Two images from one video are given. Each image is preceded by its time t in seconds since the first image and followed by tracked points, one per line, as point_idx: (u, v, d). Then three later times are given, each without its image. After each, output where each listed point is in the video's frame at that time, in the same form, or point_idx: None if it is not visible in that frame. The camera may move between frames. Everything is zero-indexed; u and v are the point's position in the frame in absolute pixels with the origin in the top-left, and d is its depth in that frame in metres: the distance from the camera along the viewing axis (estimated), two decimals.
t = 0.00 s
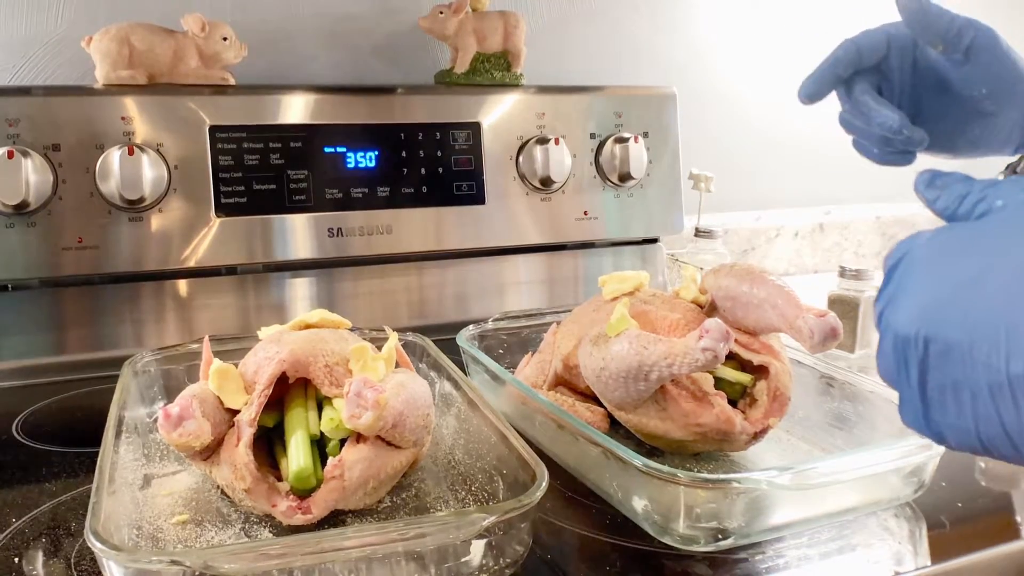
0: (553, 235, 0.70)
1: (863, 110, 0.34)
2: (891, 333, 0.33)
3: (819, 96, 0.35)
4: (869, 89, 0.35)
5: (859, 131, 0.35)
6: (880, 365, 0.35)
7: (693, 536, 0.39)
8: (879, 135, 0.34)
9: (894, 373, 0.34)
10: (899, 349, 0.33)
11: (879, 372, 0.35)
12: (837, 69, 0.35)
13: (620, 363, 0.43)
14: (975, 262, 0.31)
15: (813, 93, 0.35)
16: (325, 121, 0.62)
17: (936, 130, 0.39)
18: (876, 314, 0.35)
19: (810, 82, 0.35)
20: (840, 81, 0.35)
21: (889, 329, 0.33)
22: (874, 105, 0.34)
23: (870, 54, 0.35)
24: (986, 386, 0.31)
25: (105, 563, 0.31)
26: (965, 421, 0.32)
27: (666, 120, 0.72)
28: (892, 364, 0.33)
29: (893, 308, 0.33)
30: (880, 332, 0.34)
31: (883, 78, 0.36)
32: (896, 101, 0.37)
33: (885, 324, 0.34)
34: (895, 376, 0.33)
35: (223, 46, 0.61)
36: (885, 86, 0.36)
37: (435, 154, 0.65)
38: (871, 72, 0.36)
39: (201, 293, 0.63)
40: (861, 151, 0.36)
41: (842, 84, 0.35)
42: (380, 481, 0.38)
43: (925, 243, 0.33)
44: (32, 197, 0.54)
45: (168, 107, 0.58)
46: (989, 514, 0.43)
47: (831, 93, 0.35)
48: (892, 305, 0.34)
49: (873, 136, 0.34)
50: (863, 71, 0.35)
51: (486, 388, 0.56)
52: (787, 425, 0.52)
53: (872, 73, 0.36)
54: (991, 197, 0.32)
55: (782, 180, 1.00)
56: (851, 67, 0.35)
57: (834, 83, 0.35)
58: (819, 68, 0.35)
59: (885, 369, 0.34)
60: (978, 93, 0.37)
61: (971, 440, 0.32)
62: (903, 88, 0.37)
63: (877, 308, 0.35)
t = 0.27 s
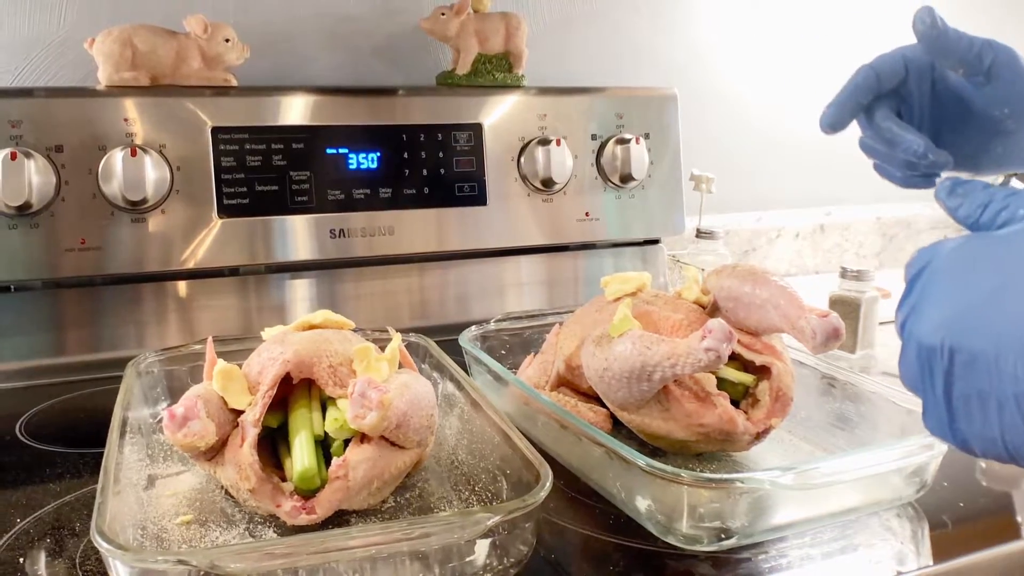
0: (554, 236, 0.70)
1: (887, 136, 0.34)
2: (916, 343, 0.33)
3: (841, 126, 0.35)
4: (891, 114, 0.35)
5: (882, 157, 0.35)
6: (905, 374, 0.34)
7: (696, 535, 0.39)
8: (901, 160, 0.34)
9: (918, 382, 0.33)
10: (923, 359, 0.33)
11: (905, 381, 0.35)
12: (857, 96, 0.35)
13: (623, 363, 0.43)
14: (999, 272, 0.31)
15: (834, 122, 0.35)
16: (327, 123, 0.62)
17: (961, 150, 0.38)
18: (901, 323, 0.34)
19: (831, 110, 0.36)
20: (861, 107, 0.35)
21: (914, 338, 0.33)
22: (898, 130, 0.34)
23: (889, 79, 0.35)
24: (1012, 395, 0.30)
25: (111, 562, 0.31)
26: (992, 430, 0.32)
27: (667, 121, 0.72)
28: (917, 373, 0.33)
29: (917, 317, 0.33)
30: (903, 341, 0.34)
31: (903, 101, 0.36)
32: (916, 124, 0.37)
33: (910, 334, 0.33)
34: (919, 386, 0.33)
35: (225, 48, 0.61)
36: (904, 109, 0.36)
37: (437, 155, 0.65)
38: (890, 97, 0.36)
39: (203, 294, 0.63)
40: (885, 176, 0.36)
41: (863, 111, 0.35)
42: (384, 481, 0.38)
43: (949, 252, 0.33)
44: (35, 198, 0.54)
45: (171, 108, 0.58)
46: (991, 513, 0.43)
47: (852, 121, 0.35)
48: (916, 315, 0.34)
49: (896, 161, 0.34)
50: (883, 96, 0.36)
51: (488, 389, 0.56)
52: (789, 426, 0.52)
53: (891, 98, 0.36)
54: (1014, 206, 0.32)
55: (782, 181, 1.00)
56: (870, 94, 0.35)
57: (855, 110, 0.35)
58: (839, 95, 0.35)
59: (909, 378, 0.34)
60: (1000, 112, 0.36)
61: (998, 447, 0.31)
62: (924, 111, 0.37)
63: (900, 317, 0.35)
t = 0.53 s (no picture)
0: (555, 237, 0.70)
1: (885, 148, 0.35)
2: (919, 352, 0.34)
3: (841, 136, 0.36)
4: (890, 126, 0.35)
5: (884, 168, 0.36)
6: (906, 381, 0.35)
7: (699, 535, 0.39)
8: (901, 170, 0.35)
9: (921, 390, 0.34)
10: (927, 369, 0.33)
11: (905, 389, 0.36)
12: (855, 109, 0.35)
13: (626, 363, 0.43)
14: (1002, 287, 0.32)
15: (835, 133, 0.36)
16: (330, 124, 0.62)
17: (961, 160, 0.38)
18: (902, 332, 0.35)
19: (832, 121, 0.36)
20: (860, 118, 0.35)
21: (917, 347, 0.34)
22: (896, 142, 0.34)
23: (888, 90, 0.36)
24: (1017, 405, 0.31)
25: (118, 562, 0.32)
26: (995, 440, 0.32)
27: (668, 122, 0.72)
28: (920, 381, 0.34)
29: (921, 326, 0.34)
30: (906, 349, 0.35)
31: (903, 113, 0.37)
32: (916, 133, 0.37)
33: (913, 342, 0.34)
34: (923, 394, 0.34)
35: (228, 49, 0.61)
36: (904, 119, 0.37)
37: (439, 156, 0.65)
38: (890, 108, 0.36)
39: (206, 295, 0.63)
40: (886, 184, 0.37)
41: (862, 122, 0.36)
42: (388, 481, 0.38)
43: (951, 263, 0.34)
44: (39, 199, 0.54)
45: (175, 109, 0.58)
46: (992, 513, 0.43)
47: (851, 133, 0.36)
48: (920, 324, 0.34)
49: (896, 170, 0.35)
50: (882, 107, 0.36)
51: (491, 390, 0.56)
52: (791, 426, 0.52)
53: (889, 109, 0.36)
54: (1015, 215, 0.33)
55: (783, 181, 1.00)
56: (869, 105, 0.35)
57: (854, 123, 0.35)
58: (838, 109, 0.36)
59: (911, 387, 0.35)
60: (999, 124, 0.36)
61: (1002, 458, 0.32)
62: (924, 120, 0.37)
63: (902, 325, 0.35)
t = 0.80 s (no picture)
0: (557, 239, 0.70)
1: (852, 113, 0.38)
2: (922, 350, 0.34)
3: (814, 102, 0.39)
4: (858, 93, 0.39)
5: (853, 134, 0.39)
6: (910, 377, 0.35)
7: (702, 536, 0.40)
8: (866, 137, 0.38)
9: (925, 387, 0.34)
10: (931, 369, 0.34)
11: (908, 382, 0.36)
12: (828, 75, 0.39)
13: (629, 365, 0.43)
14: (1005, 287, 0.32)
15: (809, 98, 0.39)
16: (332, 126, 0.62)
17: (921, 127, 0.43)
18: (905, 327, 0.35)
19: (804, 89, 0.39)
20: (833, 84, 0.39)
21: (920, 346, 0.34)
22: (864, 110, 0.38)
23: (859, 59, 0.40)
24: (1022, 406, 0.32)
25: (126, 562, 0.32)
26: (1001, 435, 0.33)
27: (670, 123, 0.73)
28: (924, 379, 0.34)
29: (925, 325, 0.34)
30: (909, 346, 0.35)
31: (871, 82, 0.41)
32: (883, 101, 0.42)
33: (917, 340, 0.34)
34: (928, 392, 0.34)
35: (232, 51, 0.61)
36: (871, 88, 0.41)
37: (442, 157, 0.66)
38: (860, 76, 0.41)
39: (209, 296, 0.63)
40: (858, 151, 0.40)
41: (834, 89, 0.40)
42: (393, 483, 0.39)
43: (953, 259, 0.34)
44: (44, 201, 0.55)
45: (179, 111, 0.58)
46: (994, 514, 0.43)
47: (824, 97, 0.39)
48: (923, 321, 0.34)
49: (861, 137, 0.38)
50: (852, 75, 0.40)
51: (494, 390, 0.57)
52: (793, 427, 0.53)
53: (859, 76, 0.40)
54: (1014, 209, 0.34)
55: (784, 182, 1.01)
56: (842, 71, 0.39)
57: (827, 87, 0.39)
58: (812, 75, 0.39)
59: (915, 382, 0.35)
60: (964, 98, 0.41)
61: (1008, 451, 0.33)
62: (890, 89, 0.42)
63: (904, 321, 0.36)
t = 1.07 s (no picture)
0: (559, 241, 0.71)
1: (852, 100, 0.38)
2: (920, 353, 0.34)
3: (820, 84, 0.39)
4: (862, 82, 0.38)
5: (852, 121, 0.38)
6: (907, 380, 0.36)
7: (706, 537, 0.40)
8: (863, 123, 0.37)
9: (923, 389, 0.35)
10: (928, 374, 0.34)
11: (906, 385, 0.36)
12: (835, 62, 0.39)
13: (633, 367, 0.44)
14: (998, 294, 0.32)
15: (815, 79, 0.39)
16: (336, 128, 0.62)
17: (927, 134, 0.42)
18: (902, 329, 0.36)
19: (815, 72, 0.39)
20: (838, 71, 0.39)
21: (917, 349, 0.34)
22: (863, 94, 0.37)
23: (864, 52, 0.39)
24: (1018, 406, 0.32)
25: (136, 563, 0.32)
26: (997, 438, 0.33)
27: (671, 126, 0.73)
28: (921, 381, 0.35)
29: (921, 327, 0.34)
30: (906, 349, 0.35)
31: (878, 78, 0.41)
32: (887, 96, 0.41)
33: (914, 343, 0.35)
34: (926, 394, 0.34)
35: (237, 55, 0.62)
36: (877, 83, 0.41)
37: (445, 160, 0.66)
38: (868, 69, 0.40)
39: (214, 298, 0.64)
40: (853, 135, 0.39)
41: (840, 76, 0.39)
42: (399, 483, 0.39)
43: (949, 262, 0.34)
44: (50, 203, 0.55)
45: (186, 113, 0.58)
46: (995, 515, 0.44)
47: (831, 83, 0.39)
48: (920, 323, 0.35)
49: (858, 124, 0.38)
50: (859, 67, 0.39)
51: (498, 392, 0.57)
52: (795, 428, 0.53)
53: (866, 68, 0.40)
54: (1011, 211, 0.34)
55: (786, 185, 1.01)
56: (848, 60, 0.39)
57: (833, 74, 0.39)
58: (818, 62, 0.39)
59: (912, 384, 0.35)
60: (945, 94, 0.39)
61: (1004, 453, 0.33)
62: (887, 86, 0.41)
63: (901, 323, 0.36)
